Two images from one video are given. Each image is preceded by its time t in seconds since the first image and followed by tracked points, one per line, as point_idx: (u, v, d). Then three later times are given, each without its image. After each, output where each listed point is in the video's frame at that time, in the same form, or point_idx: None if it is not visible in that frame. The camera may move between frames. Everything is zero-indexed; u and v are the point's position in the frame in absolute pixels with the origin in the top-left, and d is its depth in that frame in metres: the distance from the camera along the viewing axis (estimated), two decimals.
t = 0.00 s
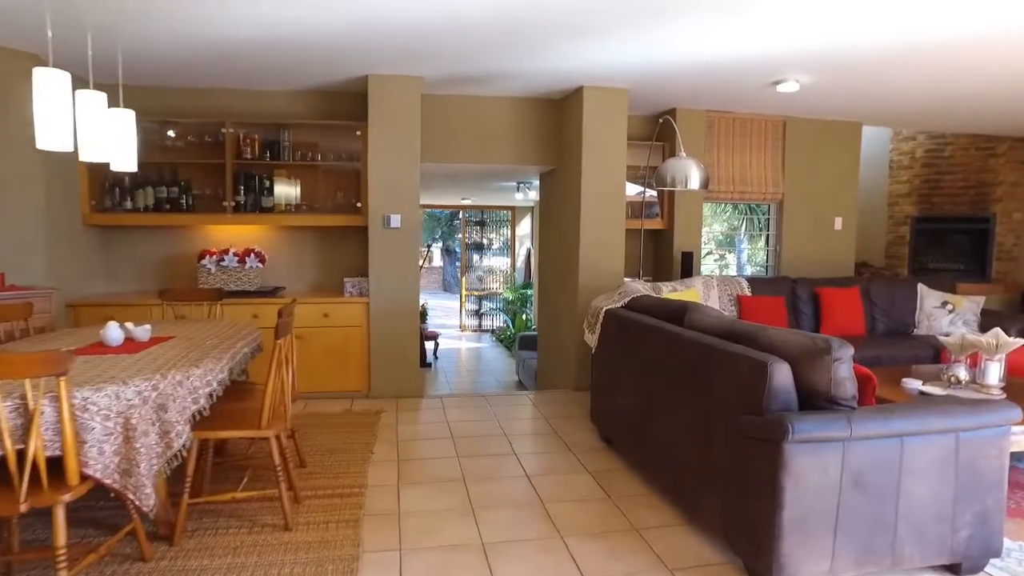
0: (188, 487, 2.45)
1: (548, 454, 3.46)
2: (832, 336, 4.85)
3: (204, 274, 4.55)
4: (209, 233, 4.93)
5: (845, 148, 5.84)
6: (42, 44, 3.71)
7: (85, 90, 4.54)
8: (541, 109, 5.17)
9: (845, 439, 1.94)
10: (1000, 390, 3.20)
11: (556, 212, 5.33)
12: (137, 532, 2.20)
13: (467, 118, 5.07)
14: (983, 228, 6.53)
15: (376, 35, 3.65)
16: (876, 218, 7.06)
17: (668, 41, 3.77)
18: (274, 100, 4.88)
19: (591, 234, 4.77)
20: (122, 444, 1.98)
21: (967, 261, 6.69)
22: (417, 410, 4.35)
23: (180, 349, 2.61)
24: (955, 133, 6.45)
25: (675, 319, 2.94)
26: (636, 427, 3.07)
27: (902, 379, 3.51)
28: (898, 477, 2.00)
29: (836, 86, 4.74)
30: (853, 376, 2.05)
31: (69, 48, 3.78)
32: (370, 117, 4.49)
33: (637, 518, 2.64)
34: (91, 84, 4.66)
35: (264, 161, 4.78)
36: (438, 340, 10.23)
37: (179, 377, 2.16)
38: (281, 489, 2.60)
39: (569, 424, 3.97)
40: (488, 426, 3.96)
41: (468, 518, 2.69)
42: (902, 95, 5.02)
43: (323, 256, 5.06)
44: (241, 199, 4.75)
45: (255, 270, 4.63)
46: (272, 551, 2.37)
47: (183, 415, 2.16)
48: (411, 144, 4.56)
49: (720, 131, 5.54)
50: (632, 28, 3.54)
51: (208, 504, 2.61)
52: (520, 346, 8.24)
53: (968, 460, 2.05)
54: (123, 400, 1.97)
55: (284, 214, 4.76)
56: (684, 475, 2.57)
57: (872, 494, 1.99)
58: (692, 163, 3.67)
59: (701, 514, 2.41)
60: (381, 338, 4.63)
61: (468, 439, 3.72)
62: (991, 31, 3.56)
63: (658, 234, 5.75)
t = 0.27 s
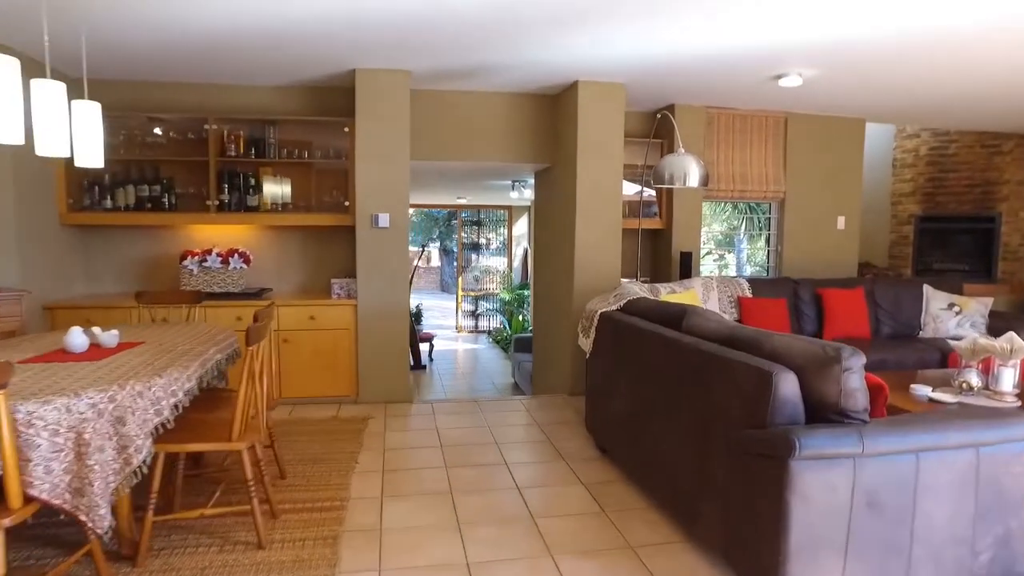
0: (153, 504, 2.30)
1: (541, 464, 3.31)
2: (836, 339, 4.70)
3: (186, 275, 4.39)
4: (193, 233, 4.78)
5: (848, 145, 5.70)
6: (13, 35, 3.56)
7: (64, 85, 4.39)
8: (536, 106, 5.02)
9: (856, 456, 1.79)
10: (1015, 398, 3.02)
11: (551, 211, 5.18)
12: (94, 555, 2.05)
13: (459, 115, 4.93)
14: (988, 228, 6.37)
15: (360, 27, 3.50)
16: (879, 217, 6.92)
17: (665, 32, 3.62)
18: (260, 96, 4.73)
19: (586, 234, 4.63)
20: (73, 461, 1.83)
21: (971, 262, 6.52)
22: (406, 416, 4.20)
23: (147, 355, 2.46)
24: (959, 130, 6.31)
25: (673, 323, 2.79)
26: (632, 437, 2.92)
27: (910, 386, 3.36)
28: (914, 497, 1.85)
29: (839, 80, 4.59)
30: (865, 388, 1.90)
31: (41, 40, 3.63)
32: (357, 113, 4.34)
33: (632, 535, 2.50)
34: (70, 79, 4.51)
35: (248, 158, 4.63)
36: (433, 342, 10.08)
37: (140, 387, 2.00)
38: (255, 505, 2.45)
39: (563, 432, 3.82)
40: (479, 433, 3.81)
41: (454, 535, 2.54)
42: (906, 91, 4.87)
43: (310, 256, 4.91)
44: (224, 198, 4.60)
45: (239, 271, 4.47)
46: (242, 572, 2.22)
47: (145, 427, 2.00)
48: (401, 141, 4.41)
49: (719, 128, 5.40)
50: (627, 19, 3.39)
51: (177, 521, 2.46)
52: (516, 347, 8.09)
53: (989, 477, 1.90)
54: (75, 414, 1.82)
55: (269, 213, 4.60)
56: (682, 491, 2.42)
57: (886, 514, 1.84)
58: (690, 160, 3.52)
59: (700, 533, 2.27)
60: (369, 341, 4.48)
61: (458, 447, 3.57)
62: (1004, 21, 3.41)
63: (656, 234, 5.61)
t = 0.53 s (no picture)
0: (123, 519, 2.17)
1: (536, 473, 3.18)
2: (842, 341, 4.56)
3: (171, 275, 4.26)
4: (180, 233, 4.65)
5: (853, 143, 5.56)
6: None
7: (46, 80, 4.26)
8: (533, 102, 4.89)
9: (873, 472, 1.66)
10: None
11: (548, 210, 5.05)
12: None
13: (454, 111, 4.80)
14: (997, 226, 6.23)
15: (349, 19, 3.37)
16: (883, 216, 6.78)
17: (666, 25, 3.49)
18: (249, 92, 4.60)
19: (585, 233, 4.49)
20: (28, 478, 1.69)
21: (982, 262, 6.42)
22: (398, 421, 4.06)
23: (119, 360, 2.33)
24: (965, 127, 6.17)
25: (674, 327, 2.66)
26: (631, 445, 2.79)
27: (921, 390, 3.23)
28: (934, 514, 1.71)
29: (845, 76, 4.46)
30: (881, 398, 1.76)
31: (18, 32, 3.49)
32: (348, 109, 4.22)
33: (631, 551, 2.36)
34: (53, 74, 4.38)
35: (237, 156, 4.50)
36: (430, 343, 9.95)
37: (106, 396, 1.86)
38: (233, 518, 2.32)
39: (560, 439, 3.68)
40: (473, 440, 3.68)
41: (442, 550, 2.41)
42: (913, 87, 4.74)
43: (301, 257, 4.78)
44: (212, 196, 4.47)
45: (227, 271, 4.34)
46: None
47: (111, 440, 1.86)
48: (393, 137, 4.28)
49: (720, 125, 5.27)
50: (626, 10, 3.25)
51: (150, 536, 2.33)
52: (514, 349, 7.96)
53: (1015, 493, 1.77)
54: (30, 427, 1.68)
55: (258, 212, 4.47)
56: (684, 504, 2.29)
57: (905, 533, 1.71)
58: (691, 155, 3.40)
59: (703, 549, 2.14)
60: (361, 344, 4.35)
61: (450, 455, 3.44)
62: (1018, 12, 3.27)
63: (656, 233, 5.47)
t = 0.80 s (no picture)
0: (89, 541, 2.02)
1: (534, 486, 3.03)
2: (852, 345, 4.41)
3: (157, 277, 4.11)
4: (168, 233, 4.51)
5: (862, 140, 5.40)
6: None
7: (28, 75, 4.12)
8: (533, 98, 4.74)
9: (902, 496, 1.51)
10: None
11: (548, 210, 4.90)
12: None
13: (451, 107, 4.65)
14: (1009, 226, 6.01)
15: (339, 10, 3.22)
16: (892, 216, 6.61)
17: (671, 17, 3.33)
18: (239, 88, 4.45)
19: (586, 233, 4.34)
20: None
21: (993, 262, 6.21)
22: (392, 429, 3.92)
23: (87, 369, 2.18)
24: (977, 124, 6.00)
25: (680, 333, 2.51)
26: (634, 457, 2.64)
27: (938, 399, 3.07)
28: (967, 543, 1.56)
29: (856, 71, 4.30)
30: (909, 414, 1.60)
31: None
32: (340, 104, 4.07)
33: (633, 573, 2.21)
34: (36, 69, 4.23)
35: (226, 153, 4.35)
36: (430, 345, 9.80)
37: (62, 410, 1.70)
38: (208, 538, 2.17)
39: (560, 448, 3.53)
40: (469, 449, 3.53)
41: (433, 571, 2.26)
42: (926, 83, 4.57)
43: (293, 258, 4.63)
44: (200, 195, 4.32)
45: (215, 272, 4.18)
46: None
47: (65, 459, 1.69)
48: (386, 134, 4.13)
49: (726, 122, 5.12)
50: None
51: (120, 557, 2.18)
52: (514, 351, 7.81)
53: None
54: None
55: (248, 212, 4.33)
56: (692, 524, 2.13)
57: (936, 564, 1.55)
58: (696, 151, 3.24)
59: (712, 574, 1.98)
60: (354, 349, 4.20)
61: (445, 466, 3.28)
62: None
63: (659, 233, 5.32)
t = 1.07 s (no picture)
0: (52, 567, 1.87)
1: (534, 500, 2.88)
2: (864, 350, 4.25)
3: (145, 279, 3.98)
4: (157, 234, 4.37)
5: (873, 138, 5.24)
6: None
7: (13, 71, 3.98)
8: (534, 95, 4.59)
9: (940, 529, 1.35)
10: None
11: (550, 210, 4.75)
12: None
13: (449, 104, 4.50)
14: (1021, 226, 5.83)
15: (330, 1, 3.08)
16: (904, 216, 6.45)
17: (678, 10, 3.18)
18: (231, 84, 4.32)
19: (589, 234, 4.19)
20: None
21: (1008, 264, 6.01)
22: (387, 437, 3.77)
23: (54, 380, 2.03)
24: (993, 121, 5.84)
25: (689, 341, 2.35)
26: (639, 473, 2.49)
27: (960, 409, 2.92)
28: None
29: (869, 67, 4.15)
30: (946, 435, 1.45)
31: None
32: (334, 100, 3.93)
33: None
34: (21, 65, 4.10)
35: (217, 151, 4.21)
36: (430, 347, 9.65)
37: (17, 429, 1.56)
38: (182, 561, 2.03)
39: (561, 459, 3.38)
40: (466, 459, 3.38)
41: None
42: (942, 79, 4.41)
43: (286, 259, 4.49)
44: (191, 194, 4.18)
45: (205, 275, 4.05)
46: None
47: (20, 483, 1.54)
48: (382, 131, 3.99)
49: (733, 119, 4.96)
50: None
51: None
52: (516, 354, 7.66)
53: None
54: None
55: (239, 212, 4.19)
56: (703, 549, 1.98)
57: None
58: (703, 147, 3.09)
59: None
60: (348, 354, 4.05)
61: (441, 478, 3.14)
62: None
63: (665, 233, 5.17)
